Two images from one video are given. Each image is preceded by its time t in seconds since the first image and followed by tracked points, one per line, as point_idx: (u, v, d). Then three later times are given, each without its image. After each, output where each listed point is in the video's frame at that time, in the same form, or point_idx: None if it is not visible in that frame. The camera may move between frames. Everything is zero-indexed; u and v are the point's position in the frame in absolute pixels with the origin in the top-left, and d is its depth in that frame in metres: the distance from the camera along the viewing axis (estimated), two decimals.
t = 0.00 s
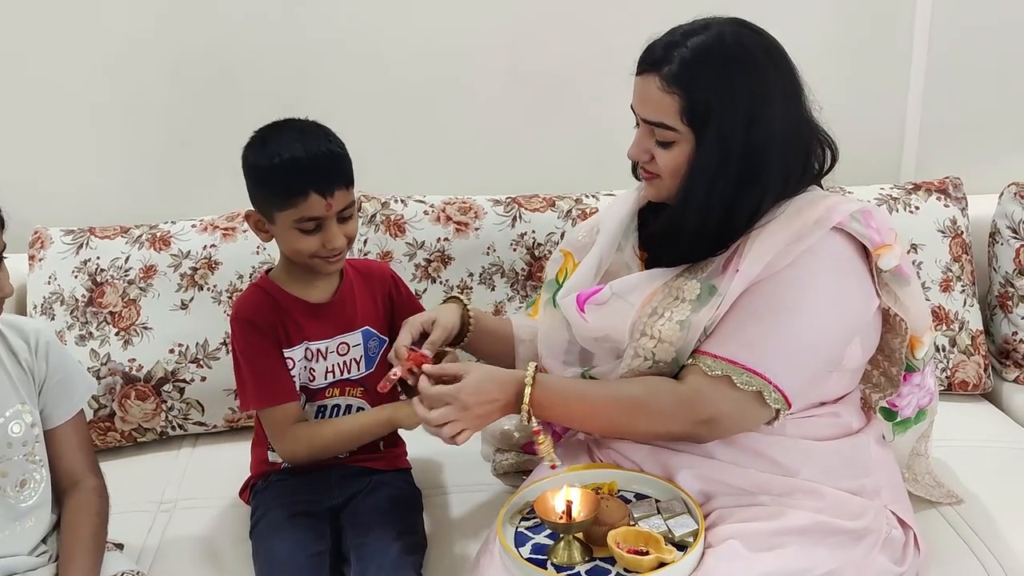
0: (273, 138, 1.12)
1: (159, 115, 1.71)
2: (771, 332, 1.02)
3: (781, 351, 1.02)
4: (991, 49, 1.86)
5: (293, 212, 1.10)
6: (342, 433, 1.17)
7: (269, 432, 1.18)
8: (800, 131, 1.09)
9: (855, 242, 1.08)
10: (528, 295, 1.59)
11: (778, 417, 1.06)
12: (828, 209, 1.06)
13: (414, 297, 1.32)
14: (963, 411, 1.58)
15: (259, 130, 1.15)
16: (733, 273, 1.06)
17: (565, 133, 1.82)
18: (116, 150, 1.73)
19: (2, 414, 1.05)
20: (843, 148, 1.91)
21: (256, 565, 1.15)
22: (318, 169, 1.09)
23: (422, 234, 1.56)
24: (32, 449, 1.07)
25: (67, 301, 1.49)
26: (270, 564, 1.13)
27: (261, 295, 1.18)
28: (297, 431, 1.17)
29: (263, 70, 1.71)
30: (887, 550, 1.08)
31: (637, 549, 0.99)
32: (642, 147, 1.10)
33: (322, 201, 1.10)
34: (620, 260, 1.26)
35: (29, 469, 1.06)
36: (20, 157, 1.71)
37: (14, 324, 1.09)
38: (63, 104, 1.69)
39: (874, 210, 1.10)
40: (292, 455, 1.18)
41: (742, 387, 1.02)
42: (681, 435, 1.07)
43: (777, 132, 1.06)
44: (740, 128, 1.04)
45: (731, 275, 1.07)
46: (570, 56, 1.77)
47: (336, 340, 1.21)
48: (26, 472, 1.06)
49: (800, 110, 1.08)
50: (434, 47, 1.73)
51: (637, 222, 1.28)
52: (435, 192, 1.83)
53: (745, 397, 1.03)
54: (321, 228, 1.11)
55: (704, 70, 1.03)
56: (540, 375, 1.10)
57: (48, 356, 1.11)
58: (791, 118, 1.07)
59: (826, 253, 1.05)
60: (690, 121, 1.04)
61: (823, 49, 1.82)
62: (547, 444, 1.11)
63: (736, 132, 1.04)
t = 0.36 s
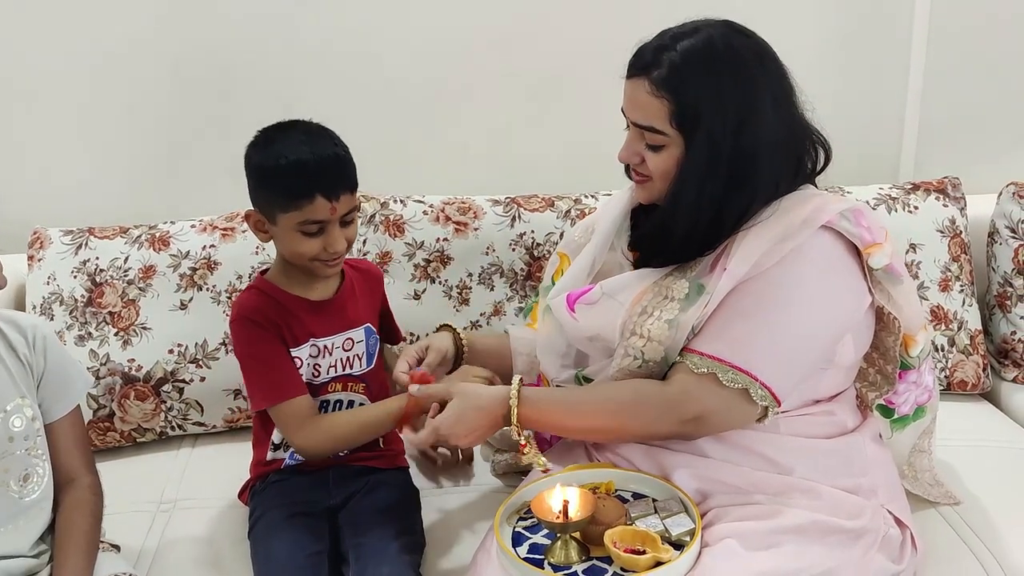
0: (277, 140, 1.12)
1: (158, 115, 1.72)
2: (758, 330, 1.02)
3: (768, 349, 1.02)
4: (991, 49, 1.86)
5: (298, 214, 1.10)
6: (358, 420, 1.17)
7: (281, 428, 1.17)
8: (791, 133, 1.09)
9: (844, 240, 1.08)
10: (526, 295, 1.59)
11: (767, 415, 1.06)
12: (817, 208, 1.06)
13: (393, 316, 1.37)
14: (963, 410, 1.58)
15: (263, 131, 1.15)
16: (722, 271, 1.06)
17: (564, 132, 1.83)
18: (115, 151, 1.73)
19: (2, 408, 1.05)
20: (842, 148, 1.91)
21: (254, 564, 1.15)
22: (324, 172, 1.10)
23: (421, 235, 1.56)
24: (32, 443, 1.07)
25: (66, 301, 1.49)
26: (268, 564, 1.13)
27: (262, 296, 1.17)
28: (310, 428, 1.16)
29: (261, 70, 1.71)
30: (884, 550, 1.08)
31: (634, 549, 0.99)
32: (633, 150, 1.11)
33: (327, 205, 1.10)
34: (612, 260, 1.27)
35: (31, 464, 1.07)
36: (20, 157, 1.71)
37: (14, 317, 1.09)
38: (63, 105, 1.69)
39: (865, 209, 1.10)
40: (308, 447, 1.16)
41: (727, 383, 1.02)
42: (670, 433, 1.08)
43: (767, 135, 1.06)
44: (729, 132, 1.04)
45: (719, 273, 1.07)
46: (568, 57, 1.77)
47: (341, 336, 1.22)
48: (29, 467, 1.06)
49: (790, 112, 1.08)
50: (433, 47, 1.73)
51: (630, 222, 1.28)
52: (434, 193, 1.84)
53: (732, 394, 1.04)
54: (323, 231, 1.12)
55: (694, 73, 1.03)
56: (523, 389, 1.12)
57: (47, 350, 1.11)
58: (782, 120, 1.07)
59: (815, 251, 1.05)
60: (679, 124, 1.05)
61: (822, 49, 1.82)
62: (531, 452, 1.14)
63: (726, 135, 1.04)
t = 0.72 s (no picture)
0: (295, 141, 1.12)
1: (157, 116, 1.72)
2: (761, 330, 1.02)
3: (772, 349, 1.02)
4: (990, 52, 1.86)
5: (312, 216, 1.10)
6: (361, 421, 1.18)
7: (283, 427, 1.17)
8: (784, 134, 1.09)
9: (843, 238, 1.08)
10: (526, 297, 1.59)
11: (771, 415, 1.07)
12: (815, 206, 1.06)
13: (399, 310, 1.38)
14: (961, 412, 1.58)
15: (281, 131, 1.16)
16: (723, 272, 1.06)
17: (563, 134, 1.83)
18: (116, 152, 1.73)
19: (10, 407, 1.05)
20: (841, 151, 1.91)
21: (254, 565, 1.15)
22: (341, 174, 1.10)
23: (421, 236, 1.56)
24: (39, 442, 1.07)
25: (66, 303, 1.50)
26: (269, 564, 1.13)
27: (268, 296, 1.17)
28: (313, 427, 1.16)
29: (261, 71, 1.71)
30: (883, 551, 1.09)
31: (632, 550, 0.99)
32: (625, 155, 1.11)
33: (341, 209, 1.11)
34: (608, 264, 1.27)
35: (36, 464, 1.07)
36: (19, 158, 1.72)
37: (17, 319, 1.10)
38: (63, 106, 1.70)
39: (863, 206, 1.09)
40: (309, 446, 1.16)
41: (732, 383, 1.03)
42: (675, 435, 1.08)
43: (757, 137, 1.06)
44: (717, 134, 1.05)
45: (720, 274, 1.07)
46: (567, 58, 1.78)
47: (343, 336, 1.23)
48: (34, 465, 1.06)
49: (780, 113, 1.08)
50: (433, 48, 1.74)
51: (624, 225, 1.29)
52: (434, 194, 1.84)
53: (735, 394, 1.04)
54: (335, 234, 1.12)
55: (681, 77, 1.04)
56: (529, 394, 1.13)
57: (51, 349, 1.12)
58: (773, 122, 1.07)
59: (815, 250, 1.05)
60: (669, 129, 1.05)
61: (820, 50, 1.83)
62: (530, 460, 1.14)
63: (715, 138, 1.05)
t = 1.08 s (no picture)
0: (305, 146, 1.12)
1: (160, 116, 1.72)
2: (770, 326, 1.03)
3: (780, 345, 1.03)
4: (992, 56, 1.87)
5: (318, 223, 1.10)
6: (363, 426, 1.17)
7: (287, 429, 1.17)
8: (789, 135, 1.09)
9: (851, 237, 1.08)
10: (528, 299, 1.59)
11: (778, 412, 1.07)
12: (825, 205, 1.06)
13: (404, 316, 1.39)
14: (963, 415, 1.58)
15: (291, 134, 1.15)
16: (733, 269, 1.07)
17: (565, 136, 1.83)
18: (118, 152, 1.73)
19: (11, 414, 1.05)
20: (842, 154, 1.92)
21: (256, 566, 1.15)
22: (350, 181, 1.10)
23: (423, 238, 1.56)
24: (39, 450, 1.07)
25: (68, 303, 1.49)
26: (272, 565, 1.12)
27: (272, 297, 1.17)
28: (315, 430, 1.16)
29: (263, 72, 1.71)
30: (886, 553, 1.09)
31: (637, 552, 0.99)
32: (632, 156, 1.11)
33: (349, 217, 1.11)
34: (614, 266, 1.27)
35: (35, 471, 1.06)
36: (22, 157, 1.71)
37: (20, 324, 1.09)
38: (65, 105, 1.69)
39: (871, 206, 1.10)
40: (310, 449, 1.16)
41: (739, 379, 1.03)
42: (682, 431, 1.08)
43: (763, 137, 1.06)
44: (724, 135, 1.05)
45: (730, 271, 1.07)
46: (569, 60, 1.78)
47: (347, 340, 1.23)
48: (34, 473, 1.06)
49: (787, 113, 1.08)
50: (435, 50, 1.74)
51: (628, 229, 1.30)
52: (435, 195, 1.84)
53: (741, 389, 1.05)
54: (341, 241, 1.12)
55: (688, 78, 1.04)
56: (533, 399, 1.14)
57: (54, 355, 1.11)
58: (779, 122, 1.08)
59: (824, 248, 1.05)
60: (676, 130, 1.05)
61: (821, 50, 1.83)
62: (537, 465, 1.11)
63: (722, 138, 1.05)
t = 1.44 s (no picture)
0: (317, 144, 1.12)
1: (162, 114, 1.72)
2: (769, 321, 1.02)
3: (778, 339, 1.02)
4: (995, 57, 1.87)
5: (327, 222, 1.10)
6: (369, 428, 1.17)
7: (293, 432, 1.17)
8: (796, 132, 1.10)
9: (855, 235, 1.08)
10: (530, 298, 1.59)
11: (778, 407, 1.06)
12: (829, 202, 1.06)
13: (405, 310, 1.39)
14: (964, 417, 1.58)
15: (305, 131, 1.15)
16: (734, 264, 1.07)
17: (568, 136, 1.83)
18: (119, 150, 1.73)
19: (11, 410, 1.05)
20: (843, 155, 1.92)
21: (257, 565, 1.15)
22: (362, 184, 1.10)
23: (425, 237, 1.56)
24: (39, 445, 1.07)
25: (69, 300, 1.49)
26: (273, 564, 1.12)
27: (272, 297, 1.17)
28: (322, 433, 1.16)
29: (265, 70, 1.71)
30: (888, 555, 1.08)
31: (640, 552, 0.99)
32: (641, 151, 1.11)
33: (359, 217, 1.10)
34: (617, 264, 1.28)
35: (35, 467, 1.06)
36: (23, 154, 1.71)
37: (21, 321, 1.09)
38: (67, 103, 1.69)
39: (875, 205, 1.10)
40: (317, 452, 1.16)
41: (736, 372, 1.03)
42: (682, 426, 1.08)
43: (770, 133, 1.06)
44: (732, 129, 1.05)
45: (731, 266, 1.07)
46: (572, 60, 1.78)
47: (349, 339, 1.22)
48: (33, 469, 1.06)
49: (794, 111, 1.09)
50: (438, 49, 1.74)
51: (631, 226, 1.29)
52: (437, 195, 1.84)
53: (739, 382, 1.04)
54: (348, 241, 1.12)
55: (697, 71, 1.04)
56: (533, 405, 1.15)
57: (55, 351, 1.11)
58: (786, 119, 1.08)
59: (827, 245, 1.05)
60: (685, 123, 1.05)
61: (824, 52, 1.83)
62: (541, 472, 1.13)
63: (730, 133, 1.05)
